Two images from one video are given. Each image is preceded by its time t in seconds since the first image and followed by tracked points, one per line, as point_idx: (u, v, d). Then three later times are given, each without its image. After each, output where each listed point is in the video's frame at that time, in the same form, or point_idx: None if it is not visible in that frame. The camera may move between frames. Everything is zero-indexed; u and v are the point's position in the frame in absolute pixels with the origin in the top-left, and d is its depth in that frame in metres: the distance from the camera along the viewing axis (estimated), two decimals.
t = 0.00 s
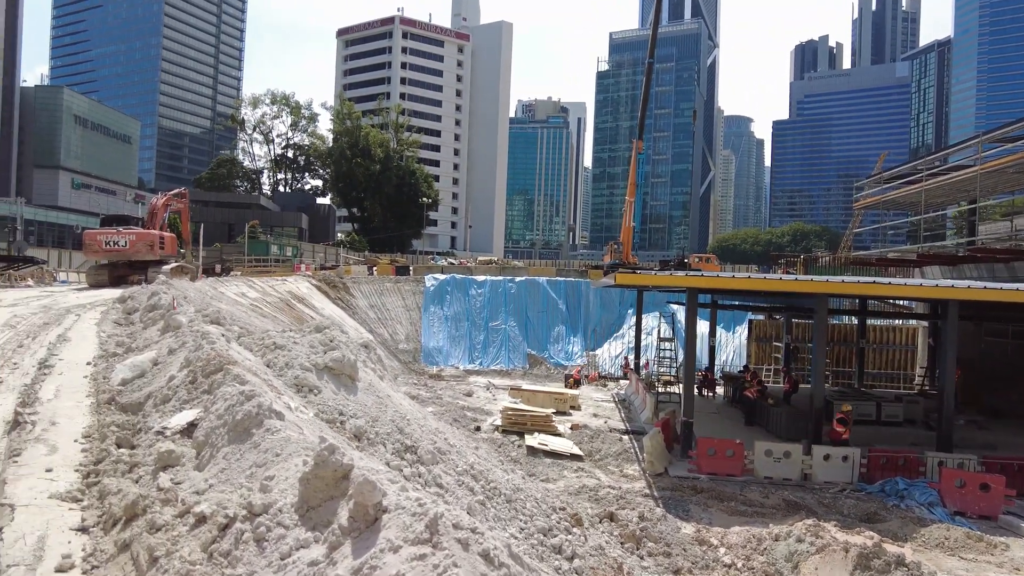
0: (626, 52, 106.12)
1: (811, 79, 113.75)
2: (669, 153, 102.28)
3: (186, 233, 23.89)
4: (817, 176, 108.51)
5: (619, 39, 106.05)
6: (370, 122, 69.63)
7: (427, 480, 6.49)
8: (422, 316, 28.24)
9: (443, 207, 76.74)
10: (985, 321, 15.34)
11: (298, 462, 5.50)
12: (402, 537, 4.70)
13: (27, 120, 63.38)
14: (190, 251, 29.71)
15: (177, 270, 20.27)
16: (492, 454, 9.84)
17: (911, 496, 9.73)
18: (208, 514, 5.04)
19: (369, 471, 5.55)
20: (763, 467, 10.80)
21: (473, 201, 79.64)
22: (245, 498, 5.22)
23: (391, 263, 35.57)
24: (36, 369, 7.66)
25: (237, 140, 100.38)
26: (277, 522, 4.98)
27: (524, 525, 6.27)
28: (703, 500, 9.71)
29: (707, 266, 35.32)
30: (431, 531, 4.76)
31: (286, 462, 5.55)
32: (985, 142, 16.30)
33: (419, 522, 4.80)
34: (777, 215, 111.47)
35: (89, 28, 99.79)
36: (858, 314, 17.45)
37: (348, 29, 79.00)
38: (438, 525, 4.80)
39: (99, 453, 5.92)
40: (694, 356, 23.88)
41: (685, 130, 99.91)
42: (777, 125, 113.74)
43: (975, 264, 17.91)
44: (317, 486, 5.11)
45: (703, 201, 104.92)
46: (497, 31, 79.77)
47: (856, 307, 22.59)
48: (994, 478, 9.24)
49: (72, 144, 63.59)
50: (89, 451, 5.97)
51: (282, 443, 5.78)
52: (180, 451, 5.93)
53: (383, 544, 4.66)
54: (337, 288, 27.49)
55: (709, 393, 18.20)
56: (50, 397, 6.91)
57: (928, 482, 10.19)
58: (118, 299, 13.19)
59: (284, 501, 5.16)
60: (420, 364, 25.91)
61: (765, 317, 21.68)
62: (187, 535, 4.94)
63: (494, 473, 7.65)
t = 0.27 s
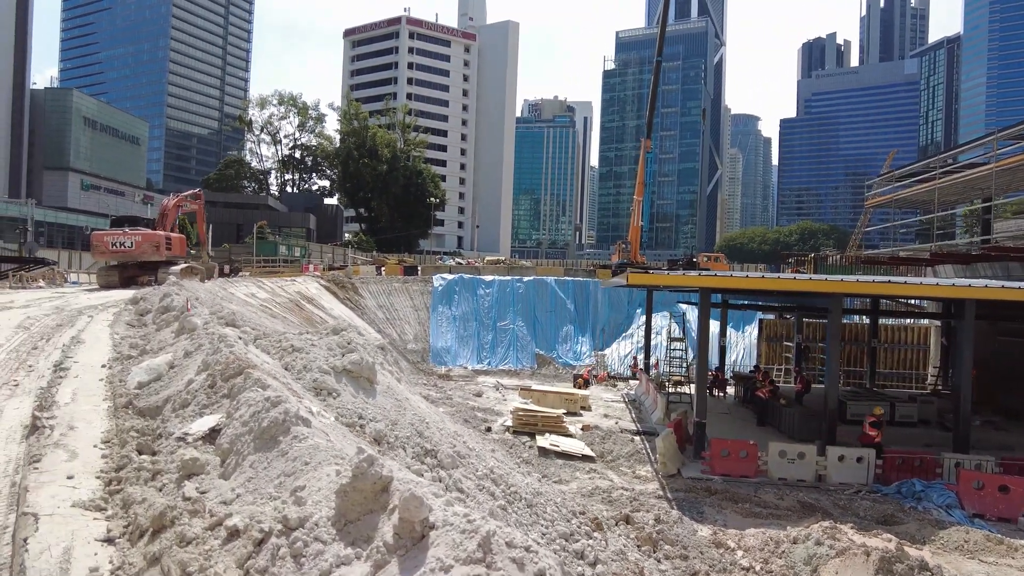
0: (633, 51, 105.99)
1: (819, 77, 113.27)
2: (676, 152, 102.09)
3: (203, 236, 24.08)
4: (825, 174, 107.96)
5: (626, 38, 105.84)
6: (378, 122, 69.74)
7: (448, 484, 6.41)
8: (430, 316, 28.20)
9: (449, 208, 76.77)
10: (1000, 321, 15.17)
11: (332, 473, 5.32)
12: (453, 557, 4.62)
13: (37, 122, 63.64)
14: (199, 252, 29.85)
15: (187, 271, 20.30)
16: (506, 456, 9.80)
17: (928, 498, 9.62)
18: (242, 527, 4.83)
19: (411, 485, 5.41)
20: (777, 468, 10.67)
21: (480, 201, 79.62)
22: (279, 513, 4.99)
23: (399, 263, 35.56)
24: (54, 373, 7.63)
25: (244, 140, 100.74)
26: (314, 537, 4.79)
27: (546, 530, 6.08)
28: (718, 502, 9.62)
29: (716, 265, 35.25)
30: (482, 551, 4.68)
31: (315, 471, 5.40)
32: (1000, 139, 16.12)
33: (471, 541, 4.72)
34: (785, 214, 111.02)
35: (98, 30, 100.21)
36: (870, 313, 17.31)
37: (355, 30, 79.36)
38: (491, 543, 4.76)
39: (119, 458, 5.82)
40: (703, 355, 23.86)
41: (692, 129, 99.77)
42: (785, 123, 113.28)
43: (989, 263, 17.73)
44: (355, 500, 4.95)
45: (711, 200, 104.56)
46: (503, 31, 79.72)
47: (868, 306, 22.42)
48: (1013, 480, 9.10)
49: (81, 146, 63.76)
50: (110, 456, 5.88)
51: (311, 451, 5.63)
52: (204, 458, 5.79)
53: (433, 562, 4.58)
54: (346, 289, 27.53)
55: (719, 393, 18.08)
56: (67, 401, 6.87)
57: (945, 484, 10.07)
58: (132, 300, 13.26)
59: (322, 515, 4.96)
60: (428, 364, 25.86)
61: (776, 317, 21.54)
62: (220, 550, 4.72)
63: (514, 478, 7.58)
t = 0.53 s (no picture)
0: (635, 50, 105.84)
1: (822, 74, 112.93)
2: (679, 150, 101.95)
3: (215, 238, 24.15)
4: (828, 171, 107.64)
5: (628, 36, 105.22)
6: (380, 123, 69.71)
7: (466, 488, 6.29)
8: (434, 316, 28.11)
9: (452, 208, 76.73)
10: (1011, 317, 15.02)
11: (357, 482, 5.14)
12: None
13: (40, 125, 63.73)
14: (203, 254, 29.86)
15: (191, 272, 20.25)
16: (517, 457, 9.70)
17: (944, 497, 9.49)
18: (265, 544, 4.60)
19: (448, 498, 5.20)
20: (789, 468, 10.55)
21: (483, 201, 79.56)
22: (304, 528, 4.74)
23: (403, 264, 35.47)
24: (61, 377, 7.56)
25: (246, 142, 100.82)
26: (345, 554, 4.52)
27: (566, 535, 5.97)
28: (730, 502, 9.50)
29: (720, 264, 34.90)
30: (536, 571, 4.59)
31: (337, 480, 5.23)
32: (1010, 133, 15.98)
33: (523, 560, 4.59)
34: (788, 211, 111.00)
35: (100, 33, 100.34)
36: (879, 310, 17.17)
37: (356, 31, 79.35)
38: (545, 564, 4.67)
39: (129, 466, 5.70)
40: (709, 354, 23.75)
41: (694, 127, 99.65)
42: (787, 120, 112.97)
43: (1000, 259, 17.57)
44: (387, 513, 4.71)
45: (714, 198, 104.33)
46: (505, 30, 79.56)
47: (875, 304, 22.28)
48: None
49: (84, 149, 63.79)
50: (119, 465, 5.76)
51: (332, 458, 5.46)
52: (218, 467, 5.64)
53: None
54: (351, 290, 27.46)
55: (727, 392, 17.95)
56: (73, 406, 6.78)
57: (960, 482, 9.94)
58: (137, 302, 13.22)
59: (350, 530, 4.73)
60: (434, 364, 25.79)
61: (783, 315, 21.41)
62: (241, 568, 4.49)
63: (531, 481, 7.49)
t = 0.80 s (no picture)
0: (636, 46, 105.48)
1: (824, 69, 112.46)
2: (681, 146, 101.65)
3: (227, 238, 24.08)
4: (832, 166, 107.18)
5: (629, 33, 104.89)
6: (382, 122, 69.58)
7: (485, 492, 6.13)
8: (439, 315, 28.00)
9: (455, 206, 76.65)
10: None
11: (381, 497, 4.93)
12: None
13: (42, 128, 63.72)
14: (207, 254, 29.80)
15: (195, 272, 20.07)
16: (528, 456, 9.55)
17: (962, 494, 9.31)
18: (281, 568, 4.34)
19: (492, 516, 4.90)
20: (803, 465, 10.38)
21: (485, 199, 79.39)
22: (327, 551, 4.48)
23: (406, 263, 35.32)
24: (62, 380, 7.42)
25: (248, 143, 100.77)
26: None
27: (588, 541, 5.85)
28: (745, 501, 9.33)
29: (726, 259, 35.03)
30: None
31: (355, 493, 5.05)
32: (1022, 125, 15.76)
33: None
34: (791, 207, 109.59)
35: (102, 35, 100.29)
36: (890, 305, 16.95)
37: (357, 30, 79.22)
38: None
39: (131, 474, 5.53)
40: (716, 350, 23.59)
41: (696, 123, 99.35)
42: (790, 115, 112.54)
43: (1011, 252, 17.34)
44: (423, 535, 4.45)
45: (717, 194, 103.95)
46: (506, 27, 79.28)
47: (884, 298, 22.05)
48: None
49: (87, 150, 63.78)
50: (122, 473, 5.58)
51: (351, 469, 5.28)
52: (228, 478, 5.46)
53: None
54: (355, 289, 27.32)
55: (737, 389, 17.75)
56: (74, 410, 6.62)
57: (978, 479, 9.75)
58: (140, 303, 13.12)
59: (378, 552, 4.48)
60: (439, 363, 25.67)
61: (791, 311, 21.22)
62: None
63: (549, 485, 7.35)
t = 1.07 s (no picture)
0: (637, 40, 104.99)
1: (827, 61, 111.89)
2: (684, 141, 101.33)
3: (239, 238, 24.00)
4: (835, 159, 106.70)
5: (630, 28, 104.53)
6: (384, 121, 69.50)
7: (506, 506, 6.09)
8: (444, 314, 27.92)
9: (458, 204, 76.49)
10: None
11: (417, 533, 4.62)
12: None
13: (44, 131, 63.67)
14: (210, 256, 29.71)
15: (198, 274, 19.93)
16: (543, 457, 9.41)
17: (984, 490, 9.14)
18: None
19: (551, 565, 4.86)
20: (818, 462, 10.23)
21: (488, 197, 79.27)
22: None
23: (411, 261, 35.16)
24: (65, 391, 7.18)
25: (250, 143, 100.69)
26: None
27: (614, 553, 5.88)
28: (762, 500, 9.18)
29: (732, 254, 34.99)
30: None
31: (385, 525, 4.77)
32: None
33: None
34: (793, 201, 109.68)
35: (102, 38, 100.24)
36: (900, 298, 16.74)
37: (357, 29, 79.08)
38: None
39: (140, 496, 5.31)
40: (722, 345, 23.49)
41: (698, 117, 98.99)
42: (793, 108, 112.07)
43: None
44: None
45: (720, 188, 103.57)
46: (506, 24, 78.98)
47: (894, 290, 21.80)
48: None
49: (89, 154, 63.78)
50: (129, 495, 5.36)
51: (375, 493, 5.04)
52: (243, 503, 5.24)
53: None
54: (360, 289, 27.17)
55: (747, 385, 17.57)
56: (79, 424, 6.42)
57: (1000, 476, 9.55)
58: (144, 306, 12.97)
59: None
60: (445, 362, 25.54)
61: (800, 305, 21.03)
62: None
63: (573, 493, 7.23)
